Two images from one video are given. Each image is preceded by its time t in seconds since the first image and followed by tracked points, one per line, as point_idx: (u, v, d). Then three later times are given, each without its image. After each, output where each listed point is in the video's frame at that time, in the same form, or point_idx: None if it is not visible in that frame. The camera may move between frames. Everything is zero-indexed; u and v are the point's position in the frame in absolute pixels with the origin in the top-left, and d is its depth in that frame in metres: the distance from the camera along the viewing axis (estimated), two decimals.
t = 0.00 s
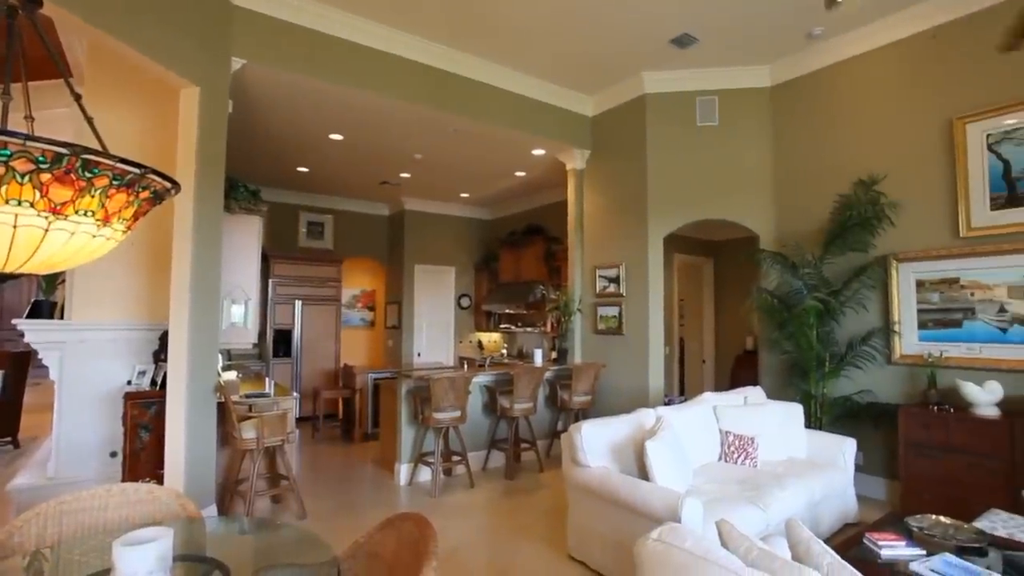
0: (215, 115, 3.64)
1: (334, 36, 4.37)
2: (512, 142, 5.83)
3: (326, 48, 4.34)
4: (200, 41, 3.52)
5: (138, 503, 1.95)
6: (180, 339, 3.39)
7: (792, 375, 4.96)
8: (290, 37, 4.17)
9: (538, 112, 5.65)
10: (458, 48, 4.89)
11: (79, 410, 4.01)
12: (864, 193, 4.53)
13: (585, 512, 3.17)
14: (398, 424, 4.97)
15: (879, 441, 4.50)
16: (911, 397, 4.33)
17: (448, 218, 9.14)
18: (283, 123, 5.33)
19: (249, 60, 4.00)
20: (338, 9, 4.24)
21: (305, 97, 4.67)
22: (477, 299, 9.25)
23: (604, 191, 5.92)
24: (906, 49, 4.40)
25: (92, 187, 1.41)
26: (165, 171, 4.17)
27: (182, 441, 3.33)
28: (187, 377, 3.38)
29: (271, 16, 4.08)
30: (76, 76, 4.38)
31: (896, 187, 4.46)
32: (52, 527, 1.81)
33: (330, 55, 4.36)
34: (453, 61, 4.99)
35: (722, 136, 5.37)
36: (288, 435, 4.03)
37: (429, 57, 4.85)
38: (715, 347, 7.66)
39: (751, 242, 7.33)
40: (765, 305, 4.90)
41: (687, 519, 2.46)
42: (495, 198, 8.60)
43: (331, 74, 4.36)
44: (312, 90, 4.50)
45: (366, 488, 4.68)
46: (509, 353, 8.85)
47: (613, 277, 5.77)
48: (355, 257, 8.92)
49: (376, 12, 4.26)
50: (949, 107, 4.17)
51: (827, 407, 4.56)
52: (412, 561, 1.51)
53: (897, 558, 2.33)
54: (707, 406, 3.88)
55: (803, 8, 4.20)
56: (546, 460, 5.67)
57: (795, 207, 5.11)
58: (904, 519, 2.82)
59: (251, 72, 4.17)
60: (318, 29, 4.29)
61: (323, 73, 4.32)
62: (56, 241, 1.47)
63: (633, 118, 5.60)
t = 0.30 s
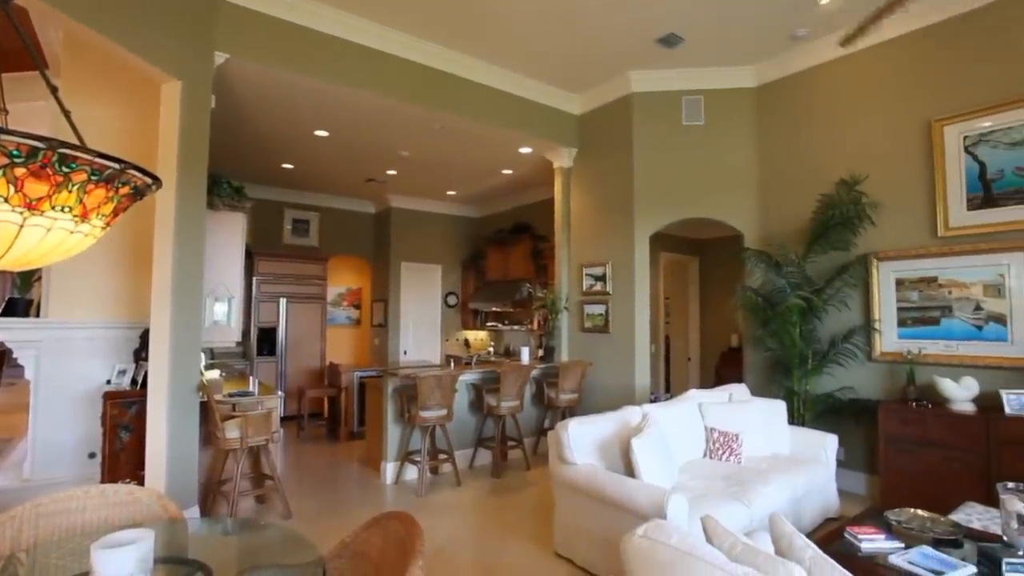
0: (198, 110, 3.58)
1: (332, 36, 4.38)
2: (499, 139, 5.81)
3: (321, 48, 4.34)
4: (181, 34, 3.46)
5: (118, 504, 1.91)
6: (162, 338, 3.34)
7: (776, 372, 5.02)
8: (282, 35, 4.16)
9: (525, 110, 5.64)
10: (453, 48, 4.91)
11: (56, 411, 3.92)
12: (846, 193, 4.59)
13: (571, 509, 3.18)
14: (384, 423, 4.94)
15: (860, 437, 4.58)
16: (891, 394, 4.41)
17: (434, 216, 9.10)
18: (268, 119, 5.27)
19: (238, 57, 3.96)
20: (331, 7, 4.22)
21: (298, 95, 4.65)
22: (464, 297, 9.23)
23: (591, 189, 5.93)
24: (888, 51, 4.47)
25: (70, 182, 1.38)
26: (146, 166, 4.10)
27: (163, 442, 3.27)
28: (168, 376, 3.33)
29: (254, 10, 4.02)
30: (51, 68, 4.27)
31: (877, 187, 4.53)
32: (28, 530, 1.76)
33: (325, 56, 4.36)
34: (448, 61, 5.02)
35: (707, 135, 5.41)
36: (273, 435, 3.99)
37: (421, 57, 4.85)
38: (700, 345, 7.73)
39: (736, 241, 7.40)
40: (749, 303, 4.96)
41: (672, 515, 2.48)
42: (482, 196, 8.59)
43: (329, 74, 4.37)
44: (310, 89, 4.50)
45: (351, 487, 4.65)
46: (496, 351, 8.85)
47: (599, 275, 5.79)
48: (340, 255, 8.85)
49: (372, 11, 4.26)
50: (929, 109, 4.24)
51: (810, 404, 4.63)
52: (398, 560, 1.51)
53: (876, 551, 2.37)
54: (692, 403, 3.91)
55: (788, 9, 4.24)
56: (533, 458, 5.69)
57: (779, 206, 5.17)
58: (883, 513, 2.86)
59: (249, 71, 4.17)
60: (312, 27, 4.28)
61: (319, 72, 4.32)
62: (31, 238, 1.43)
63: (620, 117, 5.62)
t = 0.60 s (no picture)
0: (180, 106, 3.53)
1: (336, 37, 4.43)
2: (486, 137, 5.80)
3: (332, 51, 4.42)
4: (162, 28, 3.40)
5: (98, 505, 1.88)
6: (143, 337, 3.28)
7: (760, 369, 5.08)
8: (283, 35, 4.18)
9: (513, 108, 5.63)
10: (453, 50, 4.99)
11: (34, 411, 3.85)
12: (829, 193, 4.65)
13: (558, 507, 3.19)
14: (371, 422, 4.91)
15: (842, 434, 4.65)
16: (872, 390, 4.49)
17: (421, 214, 9.06)
18: (252, 115, 5.20)
19: (232, 56, 3.96)
20: (334, 8, 4.27)
21: (300, 95, 4.70)
22: (451, 295, 9.21)
23: (578, 188, 5.95)
24: (871, 53, 4.53)
25: (47, 177, 1.35)
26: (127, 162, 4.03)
27: (145, 441, 3.22)
28: (150, 375, 3.28)
29: (238, 4, 3.97)
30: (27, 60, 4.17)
31: (859, 186, 4.60)
32: (4, 533, 1.73)
33: (338, 57, 4.45)
34: (447, 62, 5.08)
35: (693, 135, 5.45)
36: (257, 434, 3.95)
37: (419, 57, 4.90)
38: (686, 343, 7.80)
39: (722, 240, 7.46)
40: (734, 301, 5.01)
41: (658, 512, 2.51)
42: (469, 194, 8.56)
43: (332, 74, 4.41)
44: (311, 88, 4.53)
45: (338, 487, 4.62)
46: (483, 349, 8.84)
47: (586, 273, 5.81)
48: (326, 252, 8.76)
49: (373, 12, 4.31)
50: (910, 110, 4.31)
51: (793, 401, 4.69)
52: (384, 559, 1.50)
53: (857, 545, 2.41)
54: (678, 401, 3.94)
55: (773, 10, 4.28)
56: (520, 456, 5.69)
57: (764, 205, 5.22)
58: (864, 507, 2.91)
59: (259, 73, 4.23)
60: (313, 27, 4.31)
61: (322, 73, 4.36)
62: (6, 234, 1.40)
63: (607, 115, 5.64)
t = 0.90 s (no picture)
0: (161, 100, 3.46)
1: (336, 38, 4.46)
2: (473, 135, 5.78)
3: (332, 52, 4.45)
4: (143, 21, 3.33)
5: (77, 509, 1.84)
6: (124, 335, 3.22)
7: (745, 367, 5.13)
8: (281, 34, 4.19)
9: (500, 106, 5.62)
10: (450, 51, 5.04)
11: (10, 412, 3.76)
12: (813, 193, 4.71)
13: (545, 505, 3.20)
14: (357, 421, 4.88)
15: (825, 431, 4.71)
16: (854, 387, 4.56)
17: (408, 211, 9.01)
18: (237, 111, 5.13)
19: (225, 54, 3.95)
20: (332, 8, 4.29)
21: (300, 95, 4.73)
22: (438, 294, 9.18)
23: (565, 186, 5.95)
24: (855, 55, 4.59)
25: (21, 172, 1.32)
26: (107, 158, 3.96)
27: (125, 441, 3.17)
28: (131, 373, 3.22)
29: None
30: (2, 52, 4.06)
31: (843, 186, 4.66)
32: None
33: (337, 57, 4.48)
34: (445, 63, 5.14)
35: (680, 134, 5.48)
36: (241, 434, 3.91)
37: (417, 58, 4.95)
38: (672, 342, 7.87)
39: (708, 239, 7.52)
40: (719, 300, 5.06)
41: (644, 509, 2.52)
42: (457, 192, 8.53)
43: (331, 74, 4.43)
44: (308, 86, 4.53)
45: (324, 486, 4.59)
46: (470, 348, 8.83)
47: (573, 271, 5.82)
48: (312, 250, 8.68)
49: (371, 12, 4.34)
50: (892, 112, 4.38)
51: (777, 398, 4.74)
52: (370, 559, 1.49)
53: (839, 540, 2.44)
54: (664, 399, 3.97)
55: (758, 11, 4.32)
56: (507, 454, 5.70)
57: (749, 204, 5.27)
58: (846, 502, 2.95)
59: (261, 73, 4.27)
60: (313, 28, 4.34)
61: (321, 73, 4.38)
62: None
63: (595, 114, 5.65)
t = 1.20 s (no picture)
0: (142, 95, 3.40)
1: (334, 38, 4.48)
2: (461, 133, 5.76)
3: (332, 53, 4.48)
4: (122, 14, 3.27)
5: (55, 512, 1.80)
6: (105, 334, 3.18)
7: (731, 365, 5.18)
8: (280, 34, 4.21)
9: (488, 104, 5.61)
10: (446, 52, 5.08)
11: None
12: (797, 193, 4.76)
13: (532, 503, 3.20)
14: (343, 420, 4.85)
15: (808, 427, 4.78)
16: (836, 385, 4.62)
17: (395, 209, 8.95)
18: (220, 106, 5.06)
19: (223, 51, 3.95)
20: (332, 9, 4.33)
21: (290, 92, 4.70)
22: (426, 292, 9.14)
23: (553, 185, 5.96)
24: (838, 57, 4.65)
25: None
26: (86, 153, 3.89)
27: (105, 440, 3.13)
28: (111, 371, 3.18)
29: None
30: None
31: (826, 187, 4.72)
32: None
33: (335, 58, 4.50)
34: (442, 64, 5.18)
35: (667, 134, 5.51)
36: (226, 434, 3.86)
37: (412, 59, 4.98)
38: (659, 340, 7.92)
39: (694, 238, 7.58)
40: (705, 299, 5.10)
41: (630, 506, 2.54)
42: (444, 190, 8.50)
43: (331, 75, 4.47)
44: (306, 86, 4.54)
45: (309, 486, 4.55)
46: (457, 347, 8.81)
47: (561, 270, 5.83)
48: (297, 248, 8.60)
49: (370, 14, 4.38)
50: (874, 113, 4.44)
51: (762, 396, 4.79)
52: (356, 560, 1.48)
53: (822, 534, 2.47)
54: (650, 397, 3.99)
55: (744, 11, 4.36)
56: (494, 453, 5.70)
57: (735, 204, 5.31)
58: (829, 497, 2.99)
59: (260, 73, 4.29)
60: (312, 28, 4.35)
61: (321, 73, 4.41)
62: None
63: (583, 113, 5.66)
